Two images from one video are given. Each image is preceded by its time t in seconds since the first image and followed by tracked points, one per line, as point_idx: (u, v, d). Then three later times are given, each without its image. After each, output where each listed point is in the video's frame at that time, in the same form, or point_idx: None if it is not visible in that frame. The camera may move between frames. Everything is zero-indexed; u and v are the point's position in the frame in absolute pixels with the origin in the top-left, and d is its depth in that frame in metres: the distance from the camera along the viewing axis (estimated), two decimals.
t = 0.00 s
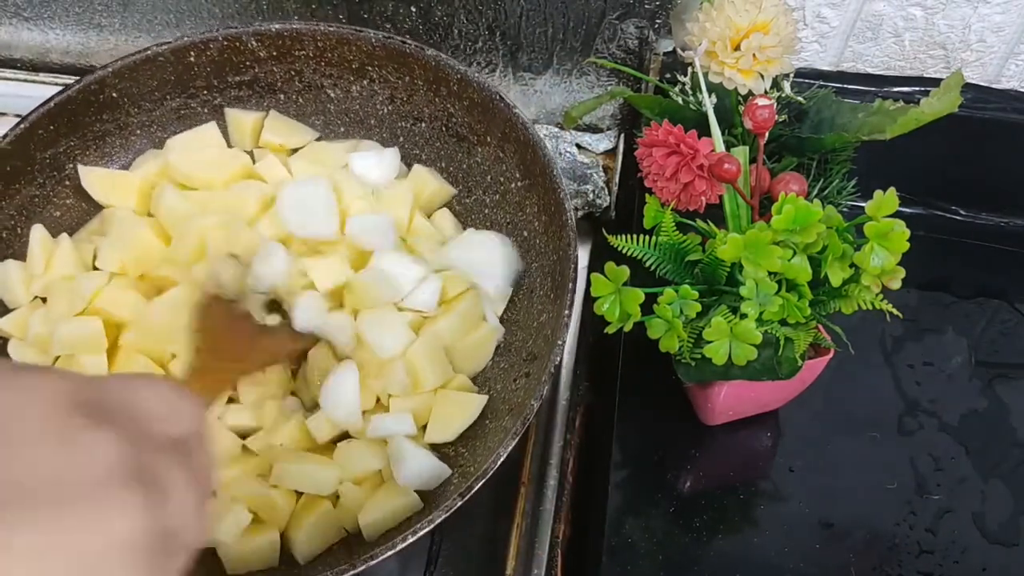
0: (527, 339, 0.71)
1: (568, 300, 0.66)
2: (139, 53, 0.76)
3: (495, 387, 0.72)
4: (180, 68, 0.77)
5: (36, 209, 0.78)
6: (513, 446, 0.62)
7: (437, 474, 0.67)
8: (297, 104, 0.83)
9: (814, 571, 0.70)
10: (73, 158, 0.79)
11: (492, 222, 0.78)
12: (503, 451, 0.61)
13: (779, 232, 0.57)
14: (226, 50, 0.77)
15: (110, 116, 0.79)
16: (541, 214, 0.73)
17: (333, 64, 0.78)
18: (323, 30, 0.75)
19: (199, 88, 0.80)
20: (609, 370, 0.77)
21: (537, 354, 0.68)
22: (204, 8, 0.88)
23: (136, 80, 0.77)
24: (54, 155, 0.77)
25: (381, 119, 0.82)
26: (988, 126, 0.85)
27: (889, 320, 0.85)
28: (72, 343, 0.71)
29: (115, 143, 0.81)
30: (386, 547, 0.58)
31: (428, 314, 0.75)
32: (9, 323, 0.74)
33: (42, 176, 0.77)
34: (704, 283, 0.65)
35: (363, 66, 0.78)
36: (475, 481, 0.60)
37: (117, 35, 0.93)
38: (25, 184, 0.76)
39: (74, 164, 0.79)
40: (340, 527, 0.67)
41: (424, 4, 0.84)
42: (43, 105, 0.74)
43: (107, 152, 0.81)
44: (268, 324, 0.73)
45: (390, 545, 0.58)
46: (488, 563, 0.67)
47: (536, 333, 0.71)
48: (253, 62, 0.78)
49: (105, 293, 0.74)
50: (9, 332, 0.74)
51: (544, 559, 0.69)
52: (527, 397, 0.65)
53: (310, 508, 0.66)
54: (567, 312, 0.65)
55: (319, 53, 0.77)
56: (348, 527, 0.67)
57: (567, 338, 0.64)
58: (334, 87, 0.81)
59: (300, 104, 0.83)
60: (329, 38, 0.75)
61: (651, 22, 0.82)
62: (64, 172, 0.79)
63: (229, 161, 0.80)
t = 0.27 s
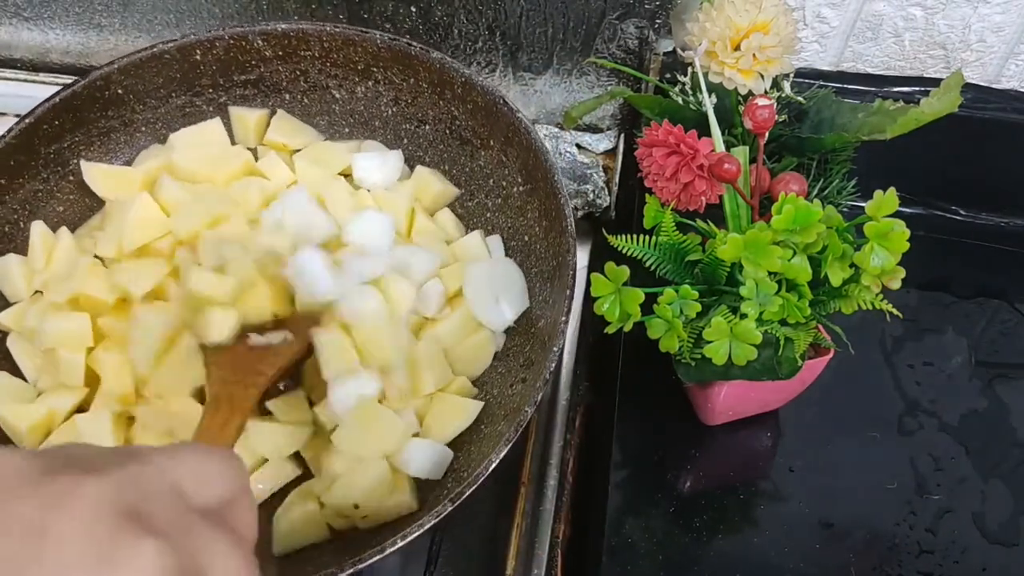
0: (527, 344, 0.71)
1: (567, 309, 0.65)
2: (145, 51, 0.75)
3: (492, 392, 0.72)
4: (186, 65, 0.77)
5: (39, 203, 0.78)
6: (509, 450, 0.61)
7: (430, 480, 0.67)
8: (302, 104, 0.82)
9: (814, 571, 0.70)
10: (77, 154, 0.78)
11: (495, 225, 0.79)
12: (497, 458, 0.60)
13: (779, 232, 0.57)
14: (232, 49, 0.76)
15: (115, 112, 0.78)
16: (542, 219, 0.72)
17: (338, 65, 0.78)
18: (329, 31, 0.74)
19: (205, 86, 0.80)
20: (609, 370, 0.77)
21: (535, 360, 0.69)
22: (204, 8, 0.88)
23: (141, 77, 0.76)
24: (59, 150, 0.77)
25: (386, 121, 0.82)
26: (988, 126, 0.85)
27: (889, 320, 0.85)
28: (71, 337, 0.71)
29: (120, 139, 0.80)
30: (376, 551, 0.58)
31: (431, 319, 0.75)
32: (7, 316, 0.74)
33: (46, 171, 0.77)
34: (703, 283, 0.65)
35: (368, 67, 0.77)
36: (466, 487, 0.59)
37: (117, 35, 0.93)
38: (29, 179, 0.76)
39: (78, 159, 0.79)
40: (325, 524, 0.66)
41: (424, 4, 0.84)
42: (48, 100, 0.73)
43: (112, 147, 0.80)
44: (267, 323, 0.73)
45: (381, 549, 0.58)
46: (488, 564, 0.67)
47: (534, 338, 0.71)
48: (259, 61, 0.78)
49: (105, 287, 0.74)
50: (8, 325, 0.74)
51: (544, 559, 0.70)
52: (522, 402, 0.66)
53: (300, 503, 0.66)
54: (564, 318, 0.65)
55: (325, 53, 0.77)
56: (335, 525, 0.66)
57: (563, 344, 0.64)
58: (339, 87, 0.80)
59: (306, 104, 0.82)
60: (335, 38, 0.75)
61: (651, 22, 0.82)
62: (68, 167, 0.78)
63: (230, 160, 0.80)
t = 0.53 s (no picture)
0: (525, 357, 0.69)
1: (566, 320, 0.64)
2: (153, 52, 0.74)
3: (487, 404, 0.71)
4: (193, 68, 0.76)
5: (44, 203, 0.77)
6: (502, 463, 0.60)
7: (425, 487, 0.67)
8: (310, 108, 0.82)
9: (814, 571, 0.70)
10: (83, 154, 0.78)
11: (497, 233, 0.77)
12: (491, 471, 0.59)
13: (779, 231, 0.57)
14: (241, 53, 0.75)
15: (123, 114, 0.78)
16: (546, 230, 0.71)
17: (346, 69, 0.77)
18: (337, 36, 0.73)
19: (212, 88, 0.79)
20: (609, 370, 0.77)
21: (534, 373, 0.67)
22: (205, 8, 0.88)
23: (149, 79, 0.75)
24: (65, 150, 0.76)
25: (392, 127, 0.81)
26: (988, 126, 0.85)
27: (889, 320, 0.85)
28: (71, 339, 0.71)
29: (126, 141, 0.80)
30: (368, 561, 0.56)
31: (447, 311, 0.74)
32: (11, 315, 0.74)
33: (52, 171, 0.76)
34: (703, 282, 0.65)
35: (376, 73, 0.76)
36: (460, 498, 0.58)
37: (117, 35, 0.93)
38: (34, 178, 0.75)
39: (83, 160, 0.78)
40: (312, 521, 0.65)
41: (424, 4, 0.84)
42: (55, 100, 0.72)
43: (119, 149, 0.80)
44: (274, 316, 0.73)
45: (373, 561, 0.56)
46: (487, 564, 0.67)
47: (534, 350, 0.68)
48: (267, 65, 0.77)
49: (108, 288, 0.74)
50: (11, 325, 0.74)
51: (544, 560, 0.69)
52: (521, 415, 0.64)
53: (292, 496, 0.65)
54: (564, 331, 0.63)
55: (333, 58, 0.76)
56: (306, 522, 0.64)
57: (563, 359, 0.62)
58: (347, 92, 0.79)
59: (313, 108, 0.82)
60: (343, 43, 0.74)
61: (651, 22, 0.82)
62: (74, 167, 0.78)
63: (234, 161, 0.79)
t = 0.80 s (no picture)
0: (522, 352, 0.68)
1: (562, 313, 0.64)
2: (154, 54, 0.74)
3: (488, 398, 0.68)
4: (194, 70, 0.75)
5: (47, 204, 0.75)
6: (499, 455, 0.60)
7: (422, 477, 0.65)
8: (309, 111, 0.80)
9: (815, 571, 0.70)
10: (85, 155, 0.76)
11: (496, 234, 0.75)
12: (486, 465, 0.59)
13: (779, 231, 0.57)
14: (241, 54, 0.75)
15: (125, 115, 0.76)
16: (544, 227, 0.70)
17: (346, 71, 0.76)
18: (337, 37, 0.73)
19: (213, 90, 0.78)
20: (609, 370, 0.77)
21: (532, 370, 0.65)
22: (205, 8, 0.88)
23: (150, 80, 0.75)
24: (65, 151, 0.75)
25: (393, 129, 0.79)
26: (988, 126, 0.85)
27: (889, 320, 0.85)
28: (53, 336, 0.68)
29: (129, 143, 0.78)
30: (363, 555, 0.57)
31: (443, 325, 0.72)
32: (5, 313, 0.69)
33: (53, 171, 0.75)
34: (703, 282, 0.65)
35: (375, 74, 0.76)
36: (456, 492, 0.58)
37: (117, 35, 0.93)
38: (35, 178, 0.74)
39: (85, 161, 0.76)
40: (295, 526, 0.62)
41: (424, 4, 0.84)
42: (55, 102, 0.72)
43: (121, 151, 0.78)
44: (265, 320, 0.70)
45: (368, 554, 0.57)
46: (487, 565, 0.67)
47: (531, 347, 0.67)
48: (267, 67, 0.76)
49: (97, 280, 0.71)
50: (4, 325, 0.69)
51: (544, 559, 0.69)
52: (514, 411, 0.63)
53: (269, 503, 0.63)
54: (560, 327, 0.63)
55: (333, 59, 0.76)
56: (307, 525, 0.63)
57: (559, 352, 0.63)
58: (347, 94, 0.78)
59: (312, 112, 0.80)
60: (343, 44, 0.74)
61: (651, 22, 0.82)
62: (75, 169, 0.76)
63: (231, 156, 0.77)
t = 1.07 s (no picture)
0: (531, 353, 0.69)
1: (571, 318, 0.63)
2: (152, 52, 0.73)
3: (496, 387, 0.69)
4: (192, 68, 0.75)
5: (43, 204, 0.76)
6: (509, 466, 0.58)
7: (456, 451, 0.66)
8: (308, 109, 0.80)
9: (814, 571, 0.70)
10: (81, 155, 0.77)
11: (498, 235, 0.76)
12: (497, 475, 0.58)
13: (779, 232, 0.57)
14: (239, 52, 0.74)
15: (120, 113, 0.76)
16: (548, 232, 0.70)
17: (346, 70, 0.76)
18: (338, 36, 0.73)
19: (211, 88, 0.78)
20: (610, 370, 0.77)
21: (540, 372, 0.66)
22: (204, 9, 0.88)
23: (147, 78, 0.75)
24: (63, 151, 0.75)
25: (392, 128, 0.79)
26: (988, 126, 0.85)
27: (888, 320, 0.85)
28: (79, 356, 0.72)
29: (125, 141, 0.78)
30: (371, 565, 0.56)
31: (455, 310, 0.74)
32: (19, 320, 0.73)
33: (50, 171, 0.75)
34: (704, 283, 0.65)
35: (376, 74, 0.75)
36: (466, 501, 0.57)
37: (117, 35, 0.93)
38: (32, 179, 0.74)
39: (82, 161, 0.77)
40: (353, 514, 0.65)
41: (424, 4, 0.84)
42: (50, 102, 0.72)
43: (118, 150, 0.78)
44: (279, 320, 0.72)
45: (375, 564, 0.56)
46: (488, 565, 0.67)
47: (537, 351, 0.68)
48: (266, 65, 0.76)
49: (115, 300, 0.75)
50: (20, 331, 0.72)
51: (544, 559, 0.69)
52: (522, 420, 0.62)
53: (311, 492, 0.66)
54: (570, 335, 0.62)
55: (332, 58, 0.75)
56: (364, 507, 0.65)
57: (565, 362, 0.62)
58: (346, 92, 0.78)
59: (311, 109, 0.80)
60: (344, 43, 0.73)
61: (651, 22, 0.82)
62: (72, 168, 0.77)
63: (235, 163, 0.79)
